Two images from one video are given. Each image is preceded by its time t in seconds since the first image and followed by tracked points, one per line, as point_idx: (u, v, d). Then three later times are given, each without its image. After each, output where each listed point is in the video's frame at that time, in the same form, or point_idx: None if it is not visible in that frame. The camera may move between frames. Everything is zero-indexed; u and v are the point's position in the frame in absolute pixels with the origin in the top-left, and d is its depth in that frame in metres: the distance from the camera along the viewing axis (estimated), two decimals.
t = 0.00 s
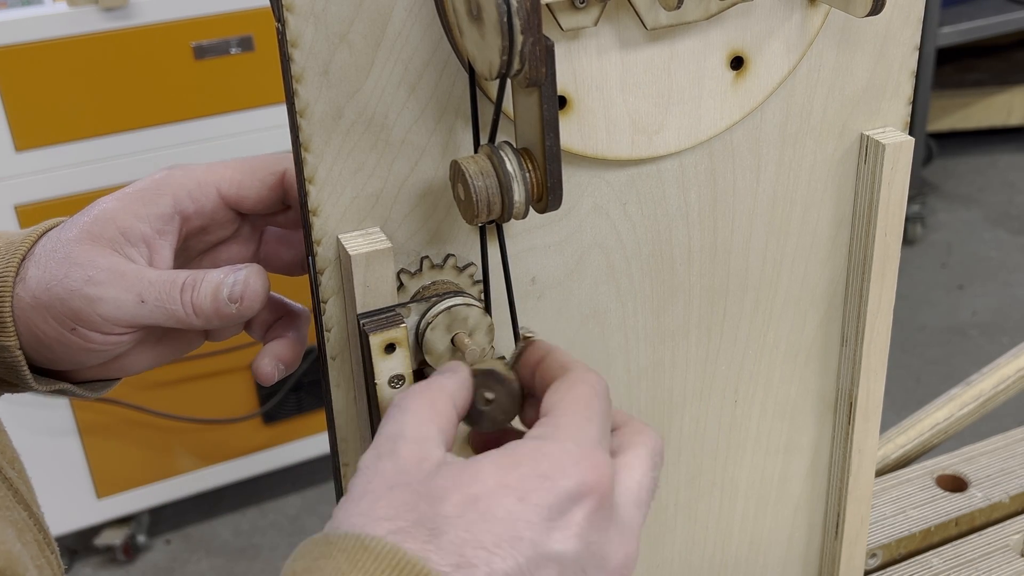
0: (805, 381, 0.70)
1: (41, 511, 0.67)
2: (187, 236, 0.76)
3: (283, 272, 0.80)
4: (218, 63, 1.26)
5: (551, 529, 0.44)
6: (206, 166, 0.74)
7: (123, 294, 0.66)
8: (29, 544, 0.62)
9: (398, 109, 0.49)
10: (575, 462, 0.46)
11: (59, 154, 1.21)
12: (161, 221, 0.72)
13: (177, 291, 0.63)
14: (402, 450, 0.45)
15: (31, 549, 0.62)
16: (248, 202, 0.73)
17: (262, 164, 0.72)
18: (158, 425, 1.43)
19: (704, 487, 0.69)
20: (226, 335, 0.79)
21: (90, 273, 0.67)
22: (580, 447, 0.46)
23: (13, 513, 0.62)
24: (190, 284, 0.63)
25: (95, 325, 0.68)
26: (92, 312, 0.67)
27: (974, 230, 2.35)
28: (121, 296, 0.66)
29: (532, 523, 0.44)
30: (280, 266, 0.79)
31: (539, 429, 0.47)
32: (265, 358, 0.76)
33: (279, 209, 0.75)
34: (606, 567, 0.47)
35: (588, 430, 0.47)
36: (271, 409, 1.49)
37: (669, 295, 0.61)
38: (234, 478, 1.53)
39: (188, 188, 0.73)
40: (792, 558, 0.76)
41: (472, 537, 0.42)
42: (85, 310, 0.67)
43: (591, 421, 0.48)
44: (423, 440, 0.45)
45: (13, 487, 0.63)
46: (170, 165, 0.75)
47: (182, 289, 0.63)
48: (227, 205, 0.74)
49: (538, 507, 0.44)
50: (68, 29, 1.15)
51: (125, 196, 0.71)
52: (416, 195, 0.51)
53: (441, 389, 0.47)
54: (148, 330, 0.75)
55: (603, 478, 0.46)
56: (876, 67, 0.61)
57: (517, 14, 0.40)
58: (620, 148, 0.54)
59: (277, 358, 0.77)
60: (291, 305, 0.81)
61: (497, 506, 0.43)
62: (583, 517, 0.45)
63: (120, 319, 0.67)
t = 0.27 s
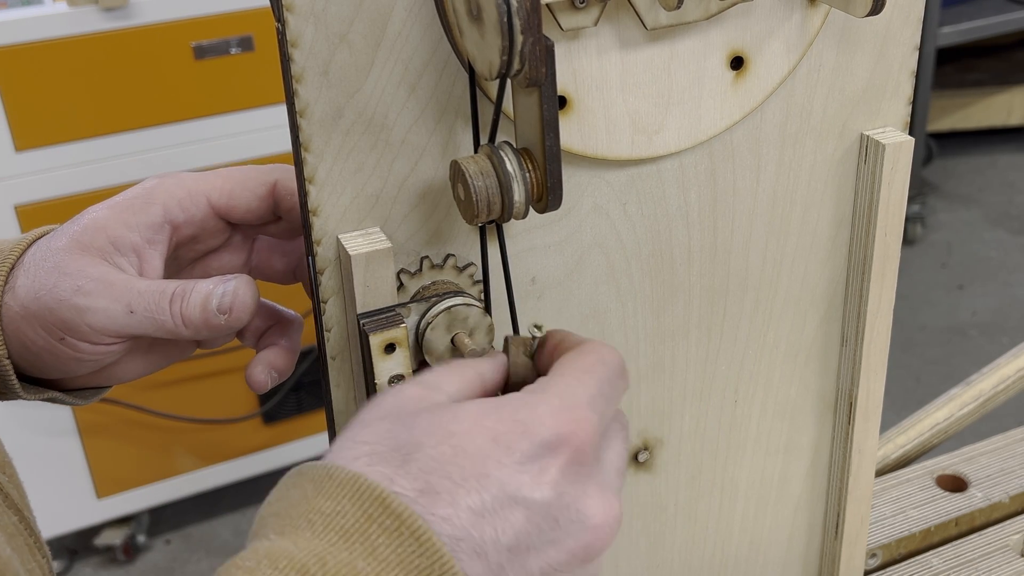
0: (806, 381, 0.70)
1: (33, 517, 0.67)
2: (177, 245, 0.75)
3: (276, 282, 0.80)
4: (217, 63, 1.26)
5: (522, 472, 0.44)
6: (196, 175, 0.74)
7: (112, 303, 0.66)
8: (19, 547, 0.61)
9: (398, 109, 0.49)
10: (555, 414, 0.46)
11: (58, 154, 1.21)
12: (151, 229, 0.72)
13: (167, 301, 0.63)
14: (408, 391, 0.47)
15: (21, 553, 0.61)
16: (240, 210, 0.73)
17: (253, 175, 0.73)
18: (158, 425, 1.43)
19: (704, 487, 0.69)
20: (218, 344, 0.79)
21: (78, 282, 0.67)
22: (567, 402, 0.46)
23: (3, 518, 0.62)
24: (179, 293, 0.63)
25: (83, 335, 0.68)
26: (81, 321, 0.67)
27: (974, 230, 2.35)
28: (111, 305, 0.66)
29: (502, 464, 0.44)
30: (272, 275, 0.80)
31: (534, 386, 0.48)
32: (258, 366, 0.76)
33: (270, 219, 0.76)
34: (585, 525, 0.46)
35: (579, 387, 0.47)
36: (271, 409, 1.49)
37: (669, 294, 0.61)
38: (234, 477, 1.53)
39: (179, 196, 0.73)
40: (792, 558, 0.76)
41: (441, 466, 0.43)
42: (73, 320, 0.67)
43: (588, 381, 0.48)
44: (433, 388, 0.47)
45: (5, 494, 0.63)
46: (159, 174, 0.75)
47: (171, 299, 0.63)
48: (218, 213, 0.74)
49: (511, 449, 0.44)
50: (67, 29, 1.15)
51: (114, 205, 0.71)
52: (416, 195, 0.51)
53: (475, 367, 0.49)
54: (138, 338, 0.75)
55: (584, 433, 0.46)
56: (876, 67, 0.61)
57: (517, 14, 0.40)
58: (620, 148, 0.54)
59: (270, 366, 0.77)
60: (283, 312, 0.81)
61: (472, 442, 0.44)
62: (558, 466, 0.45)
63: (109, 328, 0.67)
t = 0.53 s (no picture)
0: (806, 381, 0.70)
1: (33, 515, 0.67)
2: (181, 245, 0.75)
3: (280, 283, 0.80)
4: (217, 63, 1.26)
5: (522, 466, 0.45)
6: (201, 175, 0.74)
7: (115, 304, 0.66)
8: (19, 544, 0.61)
9: (398, 109, 0.49)
10: (544, 402, 0.46)
11: (58, 154, 1.21)
12: (155, 229, 0.72)
13: (170, 303, 0.63)
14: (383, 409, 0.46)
15: (21, 550, 0.61)
16: (244, 211, 0.73)
17: (258, 176, 0.74)
18: (159, 425, 1.43)
19: (704, 487, 0.69)
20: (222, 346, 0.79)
21: (81, 282, 0.67)
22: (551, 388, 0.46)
23: (4, 515, 0.61)
24: (183, 295, 0.63)
25: (86, 336, 0.68)
26: (84, 322, 0.67)
27: (974, 231, 2.35)
28: (113, 307, 0.66)
29: (502, 460, 0.44)
30: (275, 276, 0.80)
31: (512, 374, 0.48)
32: (262, 368, 0.76)
33: (274, 221, 0.76)
34: (584, 507, 0.47)
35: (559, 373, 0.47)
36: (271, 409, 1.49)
37: (669, 295, 0.61)
38: (234, 478, 1.53)
39: (184, 196, 0.73)
40: (792, 558, 0.76)
41: (442, 473, 0.43)
42: (76, 320, 0.67)
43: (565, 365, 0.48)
44: (408, 401, 0.46)
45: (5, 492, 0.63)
46: (165, 174, 0.75)
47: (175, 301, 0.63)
48: (223, 214, 0.74)
49: (509, 444, 0.44)
50: (68, 29, 1.15)
51: (119, 205, 0.71)
52: (416, 195, 0.51)
53: (435, 369, 0.48)
54: (141, 339, 0.75)
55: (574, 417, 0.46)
56: (876, 67, 0.61)
57: (517, 14, 0.40)
58: (620, 148, 0.54)
59: (274, 367, 0.77)
60: (286, 313, 0.81)
61: (468, 443, 0.44)
62: (555, 455, 0.45)
63: (112, 330, 0.67)
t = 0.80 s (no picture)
0: (806, 381, 0.70)
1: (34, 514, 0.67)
2: (182, 244, 0.75)
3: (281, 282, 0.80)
4: (218, 63, 1.26)
5: (526, 463, 0.45)
6: (204, 174, 0.74)
7: (116, 303, 0.66)
8: (19, 544, 0.61)
9: (399, 109, 0.49)
10: (545, 400, 0.46)
11: (59, 154, 1.21)
12: (157, 228, 0.72)
13: (171, 302, 0.63)
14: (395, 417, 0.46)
15: (22, 550, 0.61)
16: (246, 210, 0.73)
17: (259, 175, 0.73)
18: (158, 425, 1.43)
19: (704, 487, 0.69)
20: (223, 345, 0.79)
21: (82, 281, 0.67)
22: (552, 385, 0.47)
23: (4, 515, 0.61)
24: (184, 294, 0.63)
25: (87, 335, 0.68)
26: (84, 321, 0.67)
27: (974, 231, 2.35)
28: (114, 305, 0.66)
29: (507, 458, 0.45)
30: (277, 276, 0.80)
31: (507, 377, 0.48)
32: (263, 367, 0.76)
33: (275, 221, 0.76)
34: (591, 500, 0.47)
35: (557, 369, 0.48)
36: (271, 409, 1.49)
37: (669, 295, 0.61)
38: (234, 478, 1.53)
39: (186, 195, 0.73)
40: (792, 558, 0.76)
41: (448, 473, 0.44)
42: (77, 319, 0.67)
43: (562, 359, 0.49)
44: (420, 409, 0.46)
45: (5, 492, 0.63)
46: (167, 172, 0.75)
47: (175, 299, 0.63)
48: (224, 213, 0.74)
49: (512, 441, 0.45)
50: (68, 29, 1.15)
51: (120, 203, 0.71)
52: (416, 195, 0.51)
53: (445, 371, 0.48)
54: (142, 338, 0.75)
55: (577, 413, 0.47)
56: (876, 67, 0.61)
57: (517, 14, 0.40)
58: (620, 148, 0.54)
59: (274, 366, 0.77)
60: (288, 313, 0.81)
61: (472, 443, 0.45)
62: (559, 449, 0.46)
63: (112, 328, 0.67)
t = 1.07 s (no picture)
0: (805, 381, 0.70)
1: (35, 512, 0.67)
2: (180, 245, 0.75)
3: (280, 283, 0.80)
4: (218, 63, 1.26)
5: (539, 442, 0.45)
6: (203, 175, 0.74)
7: (114, 304, 0.66)
8: (20, 542, 0.61)
9: (398, 109, 0.49)
10: (553, 379, 0.46)
11: (59, 154, 1.21)
12: (155, 229, 0.72)
13: (169, 302, 0.63)
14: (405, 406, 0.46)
15: (23, 548, 0.61)
16: (245, 212, 0.73)
17: (258, 177, 0.74)
18: (158, 425, 1.43)
19: (704, 487, 0.69)
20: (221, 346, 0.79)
21: (80, 281, 0.67)
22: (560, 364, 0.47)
23: (5, 514, 0.62)
24: (182, 295, 0.63)
25: (85, 335, 0.68)
26: (82, 321, 0.67)
27: (974, 231, 2.35)
28: (112, 306, 0.66)
29: (520, 438, 0.45)
30: (276, 277, 0.80)
31: (511, 360, 0.48)
32: (261, 368, 0.76)
33: (274, 222, 0.76)
34: (606, 475, 0.48)
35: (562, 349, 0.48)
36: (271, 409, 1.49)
37: (669, 295, 0.61)
38: (234, 478, 1.53)
39: (184, 196, 0.73)
40: (792, 557, 0.76)
41: (463, 457, 0.44)
42: (75, 320, 0.67)
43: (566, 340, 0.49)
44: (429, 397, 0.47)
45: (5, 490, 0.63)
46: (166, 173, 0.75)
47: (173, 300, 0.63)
48: (223, 214, 0.74)
49: (525, 421, 0.45)
50: (68, 29, 1.15)
51: (119, 204, 0.71)
52: (416, 195, 0.51)
53: (448, 366, 0.48)
54: (140, 339, 0.75)
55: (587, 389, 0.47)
56: (876, 67, 0.61)
57: (517, 14, 0.40)
58: (620, 148, 0.54)
59: (273, 367, 0.77)
60: (286, 314, 0.81)
61: (484, 426, 0.45)
62: (570, 426, 0.46)
63: (111, 329, 0.67)
